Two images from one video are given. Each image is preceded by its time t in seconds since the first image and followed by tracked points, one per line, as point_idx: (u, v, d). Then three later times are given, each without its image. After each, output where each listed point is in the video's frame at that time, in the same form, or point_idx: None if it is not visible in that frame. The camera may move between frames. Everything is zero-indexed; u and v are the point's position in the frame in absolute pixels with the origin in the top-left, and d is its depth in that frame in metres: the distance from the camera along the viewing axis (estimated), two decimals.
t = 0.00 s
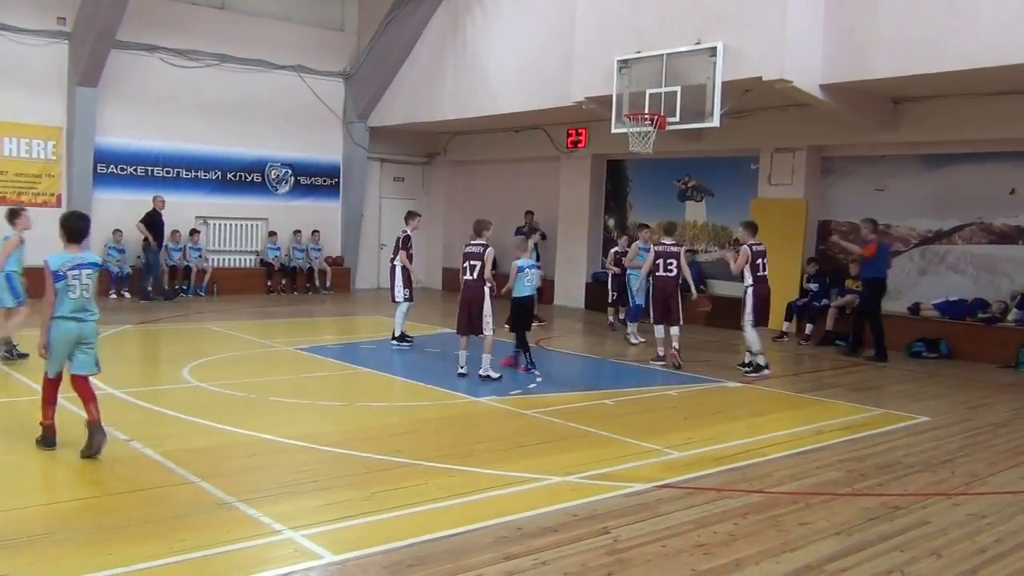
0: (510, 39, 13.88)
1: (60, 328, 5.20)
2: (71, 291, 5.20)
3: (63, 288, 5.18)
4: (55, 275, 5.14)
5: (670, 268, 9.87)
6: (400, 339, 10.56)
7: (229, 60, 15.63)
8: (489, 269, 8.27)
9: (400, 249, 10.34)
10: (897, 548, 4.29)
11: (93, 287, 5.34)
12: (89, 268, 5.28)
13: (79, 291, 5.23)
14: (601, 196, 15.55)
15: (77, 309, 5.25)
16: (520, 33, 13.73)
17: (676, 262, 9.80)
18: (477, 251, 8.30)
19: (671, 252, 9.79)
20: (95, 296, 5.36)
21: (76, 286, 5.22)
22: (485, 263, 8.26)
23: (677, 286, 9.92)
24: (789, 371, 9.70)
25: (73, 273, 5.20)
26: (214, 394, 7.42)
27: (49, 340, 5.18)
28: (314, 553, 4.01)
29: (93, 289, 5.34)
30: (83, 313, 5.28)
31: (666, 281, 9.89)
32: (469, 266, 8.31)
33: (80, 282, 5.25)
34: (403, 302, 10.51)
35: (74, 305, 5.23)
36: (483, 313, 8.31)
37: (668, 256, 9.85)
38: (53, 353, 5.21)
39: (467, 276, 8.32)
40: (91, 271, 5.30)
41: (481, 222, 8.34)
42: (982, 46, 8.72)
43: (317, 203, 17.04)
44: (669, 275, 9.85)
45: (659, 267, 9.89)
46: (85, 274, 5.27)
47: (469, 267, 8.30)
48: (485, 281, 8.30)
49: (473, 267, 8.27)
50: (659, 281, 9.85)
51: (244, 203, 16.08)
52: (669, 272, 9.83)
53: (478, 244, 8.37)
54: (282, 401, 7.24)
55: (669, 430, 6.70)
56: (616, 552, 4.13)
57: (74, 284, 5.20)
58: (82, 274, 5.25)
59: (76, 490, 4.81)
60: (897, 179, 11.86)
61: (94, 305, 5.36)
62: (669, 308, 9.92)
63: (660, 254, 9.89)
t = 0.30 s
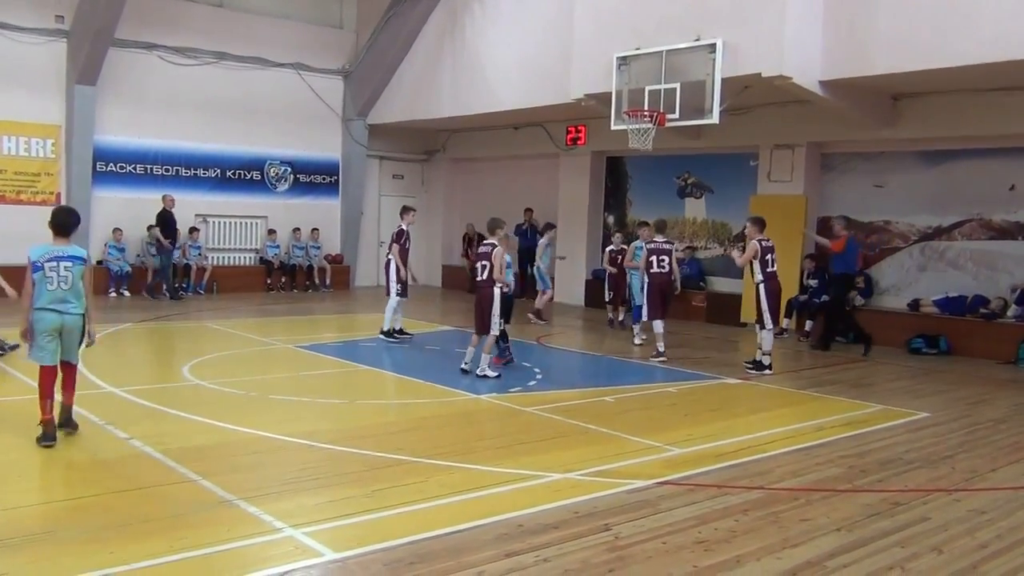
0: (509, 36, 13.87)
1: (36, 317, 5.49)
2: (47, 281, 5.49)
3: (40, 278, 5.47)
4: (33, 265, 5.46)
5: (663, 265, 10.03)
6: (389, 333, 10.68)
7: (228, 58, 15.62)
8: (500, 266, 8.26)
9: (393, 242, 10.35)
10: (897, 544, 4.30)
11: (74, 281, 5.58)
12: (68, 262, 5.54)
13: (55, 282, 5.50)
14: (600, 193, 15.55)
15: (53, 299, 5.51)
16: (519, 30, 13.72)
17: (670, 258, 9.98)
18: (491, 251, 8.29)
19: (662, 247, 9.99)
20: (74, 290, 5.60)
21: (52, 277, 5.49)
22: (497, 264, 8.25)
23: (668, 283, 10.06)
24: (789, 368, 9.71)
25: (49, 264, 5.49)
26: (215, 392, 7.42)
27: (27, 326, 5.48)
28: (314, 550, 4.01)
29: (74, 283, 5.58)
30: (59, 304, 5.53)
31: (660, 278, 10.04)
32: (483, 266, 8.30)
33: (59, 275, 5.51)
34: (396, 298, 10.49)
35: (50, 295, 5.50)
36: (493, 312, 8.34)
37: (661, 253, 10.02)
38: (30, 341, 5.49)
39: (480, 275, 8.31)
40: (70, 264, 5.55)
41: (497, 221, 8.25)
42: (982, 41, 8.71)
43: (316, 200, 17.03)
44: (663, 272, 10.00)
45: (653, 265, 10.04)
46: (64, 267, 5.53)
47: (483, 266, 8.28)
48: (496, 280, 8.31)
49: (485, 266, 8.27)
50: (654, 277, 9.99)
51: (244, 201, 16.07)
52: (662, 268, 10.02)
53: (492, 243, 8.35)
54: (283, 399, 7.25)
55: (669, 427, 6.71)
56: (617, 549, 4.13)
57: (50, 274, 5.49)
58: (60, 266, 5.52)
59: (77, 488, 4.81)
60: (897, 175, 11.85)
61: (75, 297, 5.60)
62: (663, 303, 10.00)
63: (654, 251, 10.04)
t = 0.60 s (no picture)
0: (507, 31, 13.84)
1: (39, 313, 5.66)
2: (47, 279, 5.63)
3: (41, 276, 5.64)
4: (35, 263, 5.63)
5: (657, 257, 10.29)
6: (372, 334, 10.58)
7: (227, 55, 15.60)
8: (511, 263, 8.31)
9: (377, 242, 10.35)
10: (897, 539, 4.29)
11: (73, 279, 5.69)
12: (66, 260, 5.66)
13: (53, 279, 5.64)
14: (599, 189, 15.53)
15: (53, 297, 5.65)
16: (518, 25, 13.68)
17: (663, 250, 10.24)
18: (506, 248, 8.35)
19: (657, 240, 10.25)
20: (74, 288, 5.71)
21: (51, 274, 5.64)
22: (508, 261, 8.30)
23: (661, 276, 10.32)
24: (789, 363, 9.70)
25: (49, 262, 5.64)
26: (214, 389, 7.42)
27: (31, 322, 5.68)
28: (313, 547, 4.00)
29: (73, 281, 5.70)
30: (59, 301, 5.66)
31: (654, 271, 10.30)
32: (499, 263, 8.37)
33: (58, 273, 5.65)
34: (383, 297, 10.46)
35: (50, 292, 5.64)
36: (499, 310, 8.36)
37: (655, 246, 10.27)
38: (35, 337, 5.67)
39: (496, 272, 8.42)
40: (69, 262, 5.67)
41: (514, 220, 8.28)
42: (981, 35, 8.69)
43: (316, 197, 17.02)
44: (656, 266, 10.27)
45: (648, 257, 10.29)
46: (63, 265, 5.66)
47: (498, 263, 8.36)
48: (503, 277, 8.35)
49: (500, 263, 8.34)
50: (647, 270, 10.27)
51: (243, 198, 16.06)
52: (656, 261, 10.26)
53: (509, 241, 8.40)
54: (282, 396, 7.24)
55: (669, 422, 6.70)
56: (617, 544, 4.13)
57: (49, 272, 5.63)
58: (59, 265, 5.65)
59: (77, 486, 4.81)
60: (896, 170, 11.84)
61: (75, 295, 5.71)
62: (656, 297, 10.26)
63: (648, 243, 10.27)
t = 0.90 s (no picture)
0: (507, 30, 13.82)
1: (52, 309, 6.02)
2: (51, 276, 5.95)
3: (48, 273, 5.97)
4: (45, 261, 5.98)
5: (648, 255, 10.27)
6: (372, 335, 10.55)
7: (227, 55, 15.59)
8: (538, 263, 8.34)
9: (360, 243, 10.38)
10: (898, 540, 4.27)
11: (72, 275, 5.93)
12: (63, 257, 5.92)
13: (55, 276, 5.94)
14: (600, 188, 15.51)
15: (57, 293, 5.96)
16: (518, 24, 13.66)
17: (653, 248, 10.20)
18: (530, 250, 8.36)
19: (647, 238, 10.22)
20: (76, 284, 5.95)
21: (53, 272, 5.94)
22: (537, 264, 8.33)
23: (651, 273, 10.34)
24: (791, 362, 9.67)
25: (51, 260, 5.94)
26: (215, 390, 7.41)
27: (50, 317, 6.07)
28: (311, 550, 3.98)
29: (73, 277, 5.94)
30: (64, 297, 5.95)
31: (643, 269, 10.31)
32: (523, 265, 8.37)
33: (59, 270, 5.93)
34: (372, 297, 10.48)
35: (55, 289, 5.96)
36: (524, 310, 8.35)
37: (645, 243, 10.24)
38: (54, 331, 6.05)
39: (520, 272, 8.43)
40: (66, 259, 5.92)
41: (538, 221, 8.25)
42: (982, 31, 8.65)
43: (317, 197, 17.01)
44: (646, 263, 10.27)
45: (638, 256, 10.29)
46: (63, 263, 5.92)
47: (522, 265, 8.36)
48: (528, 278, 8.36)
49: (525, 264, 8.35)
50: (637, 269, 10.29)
51: (244, 198, 16.05)
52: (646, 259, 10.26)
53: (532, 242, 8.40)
54: (282, 397, 7.22)
55: (669, 422, 6.68)
56: (616, 546, 4.11)
57: (52, 270, 5.95)
58: (60, 262, 5.92)
59: (75, 488, 4.80)
60: (898, 167, 11.79)
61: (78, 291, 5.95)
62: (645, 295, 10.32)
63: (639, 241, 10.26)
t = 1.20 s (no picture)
0: (513, 31, 13.79)
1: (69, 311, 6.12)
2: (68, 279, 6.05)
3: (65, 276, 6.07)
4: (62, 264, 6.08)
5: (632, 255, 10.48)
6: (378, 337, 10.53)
7: (234, 58, 15.61)
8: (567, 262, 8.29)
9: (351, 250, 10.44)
10: (903, 545, 4.21)
11: (88, 276, 6.02)
12: (79, 259, 6.01)
13: (72, 279, 6.04)
14: (607, 190, 15.47)
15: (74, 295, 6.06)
16: (523, 25, 13.63)
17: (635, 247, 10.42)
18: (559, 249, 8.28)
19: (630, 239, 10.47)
20: (92, 286, 6.05)
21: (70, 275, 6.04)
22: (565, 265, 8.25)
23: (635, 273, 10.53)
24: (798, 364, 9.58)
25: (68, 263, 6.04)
26: (218, 394, 7.39)
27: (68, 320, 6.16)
28: (308, 556, 3.95)
29: (89, 279, 6.04)
30: (80, 299, 6.05)
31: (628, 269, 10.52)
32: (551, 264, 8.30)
33: (76, 273, 6.02)
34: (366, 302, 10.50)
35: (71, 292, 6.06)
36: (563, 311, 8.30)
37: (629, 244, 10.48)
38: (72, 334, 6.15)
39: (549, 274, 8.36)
40: (83, 262, 6.02)
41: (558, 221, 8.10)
42: (989, 29, 8.57)
43: (324, 200, 17.00)
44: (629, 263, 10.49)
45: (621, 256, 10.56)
46: (79, 265, 6.02)
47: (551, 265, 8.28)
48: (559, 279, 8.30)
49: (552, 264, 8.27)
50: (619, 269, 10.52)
51: (251, 201, 16.05)
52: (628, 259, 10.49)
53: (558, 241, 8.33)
54: (285, 401, 7.19)
55: (673, 426, 6.62)
56: (615, 552, 4.06)
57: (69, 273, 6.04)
58: (76, 265, 6.02)
59: (74, 492, 4.78)
60: (906, 167, 11.70)
61: (94, 293, 6.05)
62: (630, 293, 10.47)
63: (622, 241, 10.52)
